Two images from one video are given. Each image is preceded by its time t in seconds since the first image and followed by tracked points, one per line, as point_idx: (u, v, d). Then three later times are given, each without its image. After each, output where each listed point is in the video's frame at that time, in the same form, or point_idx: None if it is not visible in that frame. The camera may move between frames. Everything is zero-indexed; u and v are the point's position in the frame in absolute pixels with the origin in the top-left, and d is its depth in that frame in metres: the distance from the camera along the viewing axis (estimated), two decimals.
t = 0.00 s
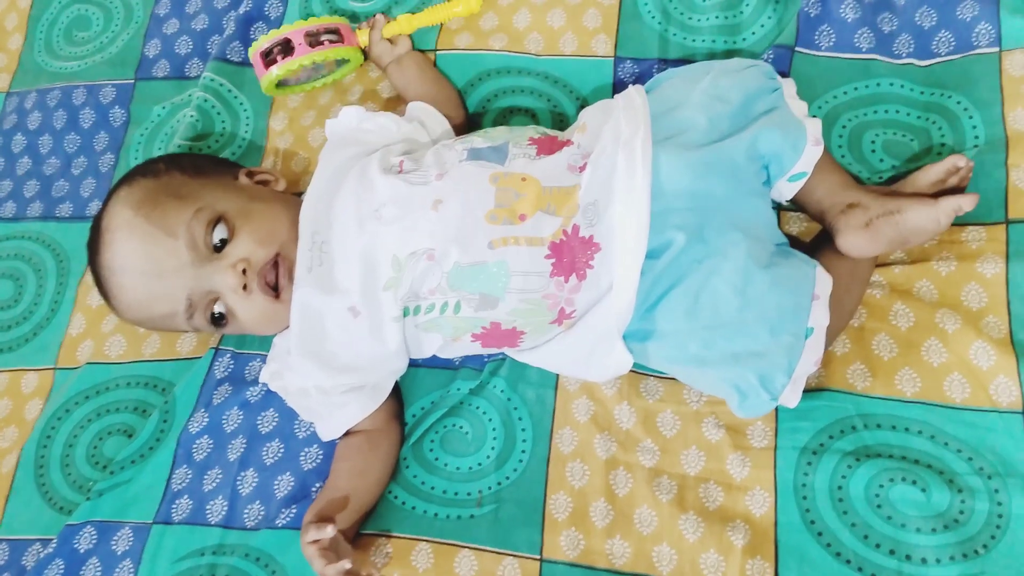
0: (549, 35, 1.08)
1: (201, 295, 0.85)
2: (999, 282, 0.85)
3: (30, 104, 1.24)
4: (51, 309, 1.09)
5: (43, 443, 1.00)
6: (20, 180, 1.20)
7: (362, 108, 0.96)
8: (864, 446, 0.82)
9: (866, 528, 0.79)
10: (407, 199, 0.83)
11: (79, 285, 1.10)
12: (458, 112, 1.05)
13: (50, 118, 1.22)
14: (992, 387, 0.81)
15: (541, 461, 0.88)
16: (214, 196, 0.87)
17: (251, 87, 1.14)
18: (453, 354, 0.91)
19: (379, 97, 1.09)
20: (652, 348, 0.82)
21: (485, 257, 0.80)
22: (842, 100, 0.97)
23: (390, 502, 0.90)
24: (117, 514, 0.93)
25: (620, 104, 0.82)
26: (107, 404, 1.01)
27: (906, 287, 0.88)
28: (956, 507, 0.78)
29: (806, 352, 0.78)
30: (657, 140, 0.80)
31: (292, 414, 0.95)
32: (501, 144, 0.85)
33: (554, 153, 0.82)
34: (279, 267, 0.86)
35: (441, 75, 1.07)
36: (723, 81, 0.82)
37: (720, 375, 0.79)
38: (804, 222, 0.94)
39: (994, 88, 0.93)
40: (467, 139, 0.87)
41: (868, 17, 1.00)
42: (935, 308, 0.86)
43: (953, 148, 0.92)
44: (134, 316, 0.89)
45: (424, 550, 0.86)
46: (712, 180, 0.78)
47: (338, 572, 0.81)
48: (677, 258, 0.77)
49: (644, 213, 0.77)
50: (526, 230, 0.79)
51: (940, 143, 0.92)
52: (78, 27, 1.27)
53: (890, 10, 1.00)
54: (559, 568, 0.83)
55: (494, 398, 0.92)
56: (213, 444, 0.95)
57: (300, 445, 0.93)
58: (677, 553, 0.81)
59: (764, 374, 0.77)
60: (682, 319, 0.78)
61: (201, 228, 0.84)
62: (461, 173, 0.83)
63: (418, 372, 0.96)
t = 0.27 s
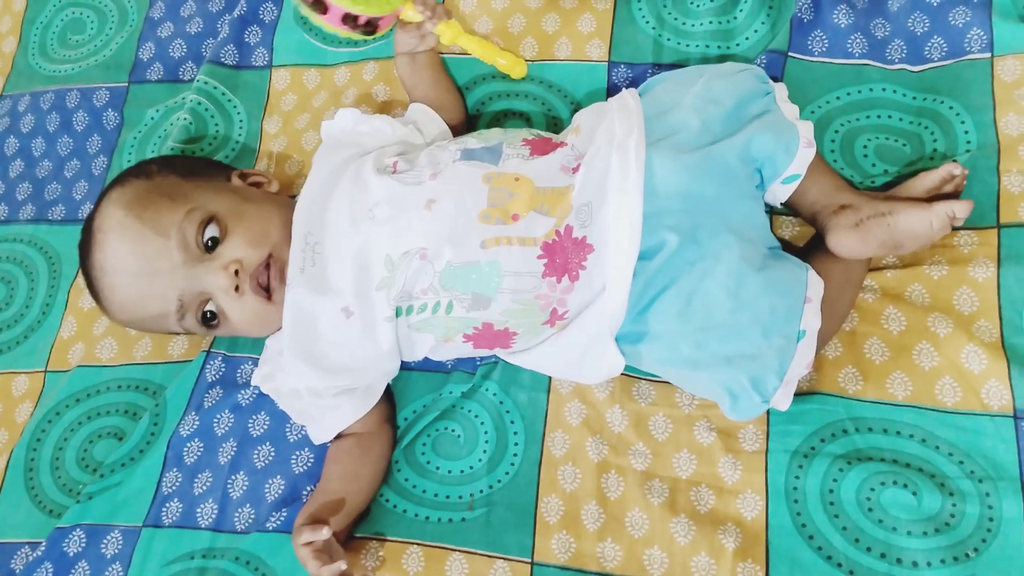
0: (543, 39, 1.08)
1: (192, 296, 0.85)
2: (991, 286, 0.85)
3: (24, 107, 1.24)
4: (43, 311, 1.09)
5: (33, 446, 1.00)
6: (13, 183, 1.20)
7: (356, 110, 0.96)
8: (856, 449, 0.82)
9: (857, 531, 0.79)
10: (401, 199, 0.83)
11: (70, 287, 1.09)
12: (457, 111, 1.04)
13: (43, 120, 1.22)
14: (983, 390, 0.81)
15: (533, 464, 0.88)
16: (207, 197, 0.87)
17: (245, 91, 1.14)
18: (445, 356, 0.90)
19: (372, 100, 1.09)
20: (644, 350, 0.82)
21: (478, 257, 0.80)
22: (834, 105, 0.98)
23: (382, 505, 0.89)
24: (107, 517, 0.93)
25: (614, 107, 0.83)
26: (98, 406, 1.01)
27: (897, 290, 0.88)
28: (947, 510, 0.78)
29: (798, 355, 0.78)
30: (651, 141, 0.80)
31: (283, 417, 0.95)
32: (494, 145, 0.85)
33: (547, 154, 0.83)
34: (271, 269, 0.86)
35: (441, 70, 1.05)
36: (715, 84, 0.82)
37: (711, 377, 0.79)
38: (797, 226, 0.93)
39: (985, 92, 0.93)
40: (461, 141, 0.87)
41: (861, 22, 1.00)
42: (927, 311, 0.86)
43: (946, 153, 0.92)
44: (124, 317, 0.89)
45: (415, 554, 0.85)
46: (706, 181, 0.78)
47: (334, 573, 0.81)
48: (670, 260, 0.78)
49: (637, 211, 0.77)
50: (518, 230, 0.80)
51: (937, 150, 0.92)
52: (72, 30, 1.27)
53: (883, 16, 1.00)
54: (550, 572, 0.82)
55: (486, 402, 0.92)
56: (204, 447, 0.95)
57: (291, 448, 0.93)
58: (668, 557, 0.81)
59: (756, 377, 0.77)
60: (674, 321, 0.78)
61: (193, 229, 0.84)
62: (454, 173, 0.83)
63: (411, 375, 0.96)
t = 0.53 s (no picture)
0: (536, 45, 1.08)
1: (184, 299, 0.85)
2: (980, 291, 0.85)
3: (18, 110, 1.24)
4: (35, 314, 1.09)
5: (24, 448, 1.00)
6: (7, 186, 1.20)
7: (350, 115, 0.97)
8: (845, 453, 0.82)
9: (846, 535, 0.79)
10: (393, 203, 0.83)
11: (64, 290, 1.09)
12: (447, 117, 1.04)
13: (37, 124, 1.22)
14: (973, 395, 0.81)
15: (524, 467, 0.88)
16: (200, 201, 0.87)
17: (239, 95, 1.15)
18: (436, 360, 0.90)
19: (366, 105, 1.10)
20: (635, 354, 0.82)
21: (470, 261, 0.80)
22: (825, 111, 0.98)
23: (372, 508, 0.89)
24: (98, 520, 0.93)
25: (606, 112, 0.83)
26: (90, 409, 1.01)
27: (887, 296, 0.88)
28: (936, 514, 0.78)
29: (788, 359, 0.78)
30: (642, 146, 0.81)
31: (275, 420, 0.95)
32: (486, 149, 0.85)
33: (539, 159, 0.83)
34: (263, 272, 0.86)
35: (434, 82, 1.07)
36: (706, 89, 0.83)
37: (701, 381, 0.79)
38: (788, 231, 0.94)
39: (975, 99, 0.93)
40: (453, 145, 0.87)
41: (852, 29, 1.01)
42: (917, 316, 0.86)
43: (936, 159, 0.92)
44: (116, 319, 0.89)
45: (406, 557, 0.85)
46: (695, 187, 0.78)
47: None
48: (661, 264, 0.78)
49: (629, 215, 0.78)
50: (510, 235, 0.80)
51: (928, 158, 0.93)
52: (67, 34, 1.28)
53: (874, 23, 1.01)
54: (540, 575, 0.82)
55: (478, 405, 0.92)
56: (196, 449, 0.95)
57: (283, 451, 0.93)
58: (658, 560, 0.81)
59: (746, 381, 0.77)
60: (665, 324, 0.79)
61: (186, 232, 0.85)
62: (446, 177, 0.83)
63: (403, 378, 0.96)
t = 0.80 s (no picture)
0: (531, 46, 1.08)
1: (177, 297, 0.85)
2: (974, 292, 0.85)
3: (13, 110, 1.24)
4: (29, 313, 1.09)
5: (16, 446, 1.00)
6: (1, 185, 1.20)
7: (345, 115, 0.97)
8: (838, 453, 0.82)
9: (839, 535, 0.79)
10: (387, 201, 0.83)
11: (57, 289, 1.09)
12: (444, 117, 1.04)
13: (32, 123, 1.22)
14: (966, 396, 0.81)
15: (517, 467, 0.88)
16: (194, 198, 0.87)
17: (235, 95, 1.15)
18: (428, 360, 0.90)
19: (362, 105, 1.10)
20: (628, 353, 0.82)
21: (464, 259, 0.80)
22: (820, 113, 0.98)
23: (365, 507, 0.89)
24: (90, 518, 0.93)
25: (600, 112, 0.83)
26: (83, 407, 1.00)
27: (881, 296, 0.88)
28: (929, 514, 0.78)
29: (781, 359, 0.78)
30: (637, 144, 0.81)
31: (268, 419, 0.95)
32: (481, 148, 0.85)
33: (533, 158, 0.83)
34: (257, 270, 0.86)
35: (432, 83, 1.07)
36: (701, 89, 0.83)
37: (695, 380, 0.79)
38: (782, 232, 0.93)
39: (969, 101, 0.93)
40: (448, 144, 0.87)
41: (847, 32, 1.01)
42: (910, 317, 0.86)
43: (930, 161, 0.92)
44: (109, 316, 0.89)
45: (398, 556, 0.85)
46: (690, 187, 0.78)
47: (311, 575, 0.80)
48: (655, 262, 0.78)
49: (623, 214, 0.78)
50: (504, 233, 0.80)
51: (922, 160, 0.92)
52: (63, 34, 1.27)
53: (868, 25, 1.01)
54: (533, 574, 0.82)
55: (471, 405, 0.92)
56: (188, 448, 0.95)
57: (276, 450, 0.93)
58: (651, 559, 0.81)
59: (739, 380, 0.77)
60: (659, 323, 0.79)
61: (179, 230, 0.84)
62: (440, 176, 0.83)
63: (396, 378, 0.96)
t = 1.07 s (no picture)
0: (532, 47, 1.08)
1: (175, 293, 0.84)
2: (973, 293, 0.85)
3: (12, 108, 1.24)
4: (26, 310, 1.09)
5: (12, 444, 0.99)
6: None
7: (345, 113, 0.97)
8: (837, 454, 0.82)
9: (838, 535, 0.79)
10: (387, 199, 0.83)
11: (55, 286, 1.09)
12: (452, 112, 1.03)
13: (32, 121, 1.22)
14: (965, 396, 0.81)
15: (515, 466, 0.88)
16: (193, 196, 0.87)
17: (234, 94, 1.15)
18: (427, 358, 0.90)
19: (361, 105, 1.10)
20: (628, 352, 0.82)
21: (463, 257, 0.80)
22: (819, 115, 0.98)
23: (363, 507, 0.89)
24: (86, 516, 0.92)
25: (601, 112, 0.83)
26: (80, 405, 1.00)
27: (880, 297, 0.88)
28: (928, 515, 0.78)
29: (780, 359, 0.78)
30: (638, 143, 0.81)
31: (266, 417, 0.94)
32: (481, 147, 0.85)
33: (533, 157, 0.83)
34: (256, 268, 0.86)
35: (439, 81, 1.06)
36: (700, 89, 0.83)
37: (694, 380, 0.79)
38: (781, 233, 0.94)
39: (968, 103, 0.93)
40: (448, 143, 0.87)
41: (846, 34, 1.01)
42: (909, 318, 0.86)
43: (929, 163, 0.92)
44: (106, 313, 0.89)
45: (396, 555, 0.85)
46: (691, 186, 0.78)
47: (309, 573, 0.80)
48: (656, 261, 0.78)
49: (623, 214, 0.78)
50: (504, 230, 0.80)
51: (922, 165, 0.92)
52: (63, 32, 1.27)
53: (867, 28, 1.01)
54: (531, 574, 0.82)
55: (470, 404, 0.92)
56: (185, 447, 0.95)
57: (273, 449, 0.93)
58: (649, 559, 0.81)
59: (739, 380, 0.77)
60: (658, 322, 0.79)
61: (177, 227, 0.84)
62: (440, 174, 0.83)
63: (395, 377, 0.96)
